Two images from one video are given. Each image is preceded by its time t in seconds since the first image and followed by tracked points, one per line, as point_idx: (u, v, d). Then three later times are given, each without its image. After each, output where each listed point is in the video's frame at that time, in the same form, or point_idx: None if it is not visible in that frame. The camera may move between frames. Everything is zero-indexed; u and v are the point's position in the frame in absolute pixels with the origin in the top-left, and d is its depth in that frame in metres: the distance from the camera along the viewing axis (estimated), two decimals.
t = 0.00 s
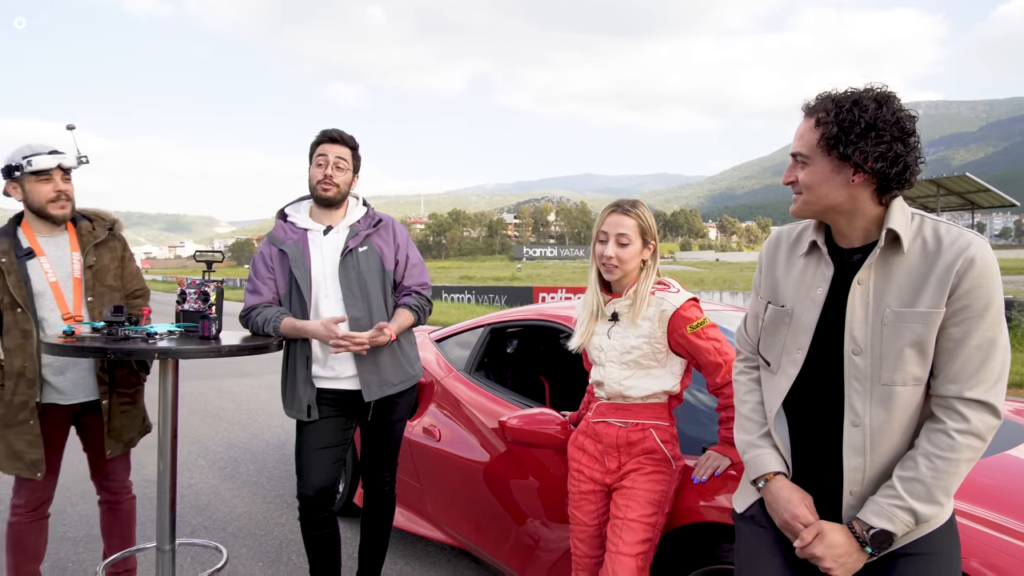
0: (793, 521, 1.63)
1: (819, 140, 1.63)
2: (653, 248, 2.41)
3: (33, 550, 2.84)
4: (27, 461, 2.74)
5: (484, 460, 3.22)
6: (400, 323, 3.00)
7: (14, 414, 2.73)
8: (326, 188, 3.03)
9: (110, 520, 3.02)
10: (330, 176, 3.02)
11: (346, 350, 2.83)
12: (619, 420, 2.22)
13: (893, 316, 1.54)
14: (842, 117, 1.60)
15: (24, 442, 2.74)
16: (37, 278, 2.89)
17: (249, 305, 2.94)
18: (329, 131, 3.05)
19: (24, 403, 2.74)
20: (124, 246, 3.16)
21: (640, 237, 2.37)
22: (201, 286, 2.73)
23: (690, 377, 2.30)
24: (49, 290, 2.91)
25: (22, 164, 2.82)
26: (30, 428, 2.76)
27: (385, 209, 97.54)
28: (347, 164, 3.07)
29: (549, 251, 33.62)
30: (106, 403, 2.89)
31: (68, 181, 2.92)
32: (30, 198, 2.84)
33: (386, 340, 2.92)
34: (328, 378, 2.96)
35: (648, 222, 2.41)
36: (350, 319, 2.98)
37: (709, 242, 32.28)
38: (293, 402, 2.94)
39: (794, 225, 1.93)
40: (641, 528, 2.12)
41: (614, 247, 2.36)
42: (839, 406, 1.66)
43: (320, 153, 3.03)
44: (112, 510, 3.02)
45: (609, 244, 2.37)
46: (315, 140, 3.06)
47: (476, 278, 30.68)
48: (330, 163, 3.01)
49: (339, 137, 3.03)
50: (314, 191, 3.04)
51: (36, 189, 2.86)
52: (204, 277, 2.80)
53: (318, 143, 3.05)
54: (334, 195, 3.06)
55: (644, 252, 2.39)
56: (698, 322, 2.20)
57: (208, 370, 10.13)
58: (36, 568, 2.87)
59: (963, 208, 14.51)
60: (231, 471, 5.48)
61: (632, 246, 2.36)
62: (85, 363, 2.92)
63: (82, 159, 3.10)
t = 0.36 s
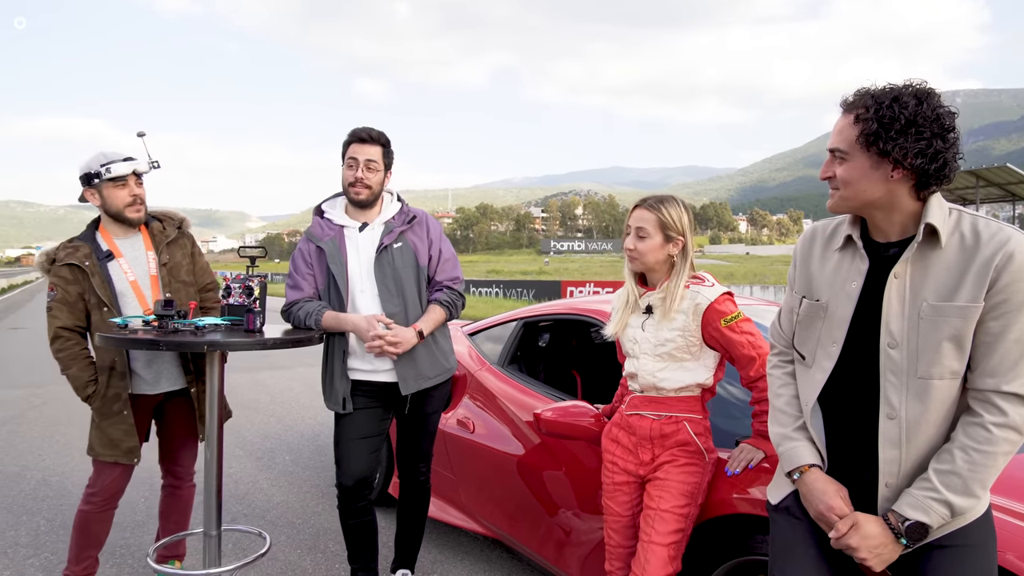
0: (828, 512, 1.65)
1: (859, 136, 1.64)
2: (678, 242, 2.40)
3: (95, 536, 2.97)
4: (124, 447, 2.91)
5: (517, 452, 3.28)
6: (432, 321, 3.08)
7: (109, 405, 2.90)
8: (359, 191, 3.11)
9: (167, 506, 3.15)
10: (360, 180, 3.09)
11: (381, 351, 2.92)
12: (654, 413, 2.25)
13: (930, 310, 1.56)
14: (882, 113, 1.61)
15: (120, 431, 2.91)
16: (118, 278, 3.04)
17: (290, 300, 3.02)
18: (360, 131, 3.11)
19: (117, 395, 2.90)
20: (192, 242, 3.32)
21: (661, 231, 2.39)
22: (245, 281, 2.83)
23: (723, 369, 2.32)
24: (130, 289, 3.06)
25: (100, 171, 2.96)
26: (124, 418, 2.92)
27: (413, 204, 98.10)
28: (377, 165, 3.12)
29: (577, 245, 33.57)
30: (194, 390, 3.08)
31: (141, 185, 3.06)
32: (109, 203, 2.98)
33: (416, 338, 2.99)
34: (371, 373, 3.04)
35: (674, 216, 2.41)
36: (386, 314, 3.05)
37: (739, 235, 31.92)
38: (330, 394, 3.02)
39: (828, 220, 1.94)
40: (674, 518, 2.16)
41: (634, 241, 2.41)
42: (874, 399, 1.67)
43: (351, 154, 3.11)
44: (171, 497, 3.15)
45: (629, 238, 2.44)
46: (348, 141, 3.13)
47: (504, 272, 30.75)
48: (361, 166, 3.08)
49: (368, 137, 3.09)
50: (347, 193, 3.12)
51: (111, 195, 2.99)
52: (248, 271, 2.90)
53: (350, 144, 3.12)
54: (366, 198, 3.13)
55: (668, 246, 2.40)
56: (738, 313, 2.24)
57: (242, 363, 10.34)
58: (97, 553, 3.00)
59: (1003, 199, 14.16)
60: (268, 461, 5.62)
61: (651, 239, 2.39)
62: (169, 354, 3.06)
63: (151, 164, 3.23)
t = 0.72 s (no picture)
0: (842, 502, 1.69)
1: (874, 135, 1.68)
2: (681, 238, 2.43)
3: (127, 521, 3.07)
4: (139, 436, 3.00)
5: (534, 444, 3.33)
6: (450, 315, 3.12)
7: (130, 393, 3.00)
8: (395, 189, 3.18)
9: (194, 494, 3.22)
10: (398, 177, 3.16)
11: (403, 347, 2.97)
12: (670, 405, 2.30)
13: (943, 304, 1.59)
14: (897, 113, 1.64)
15: (138, 420, 3.00)
16: (153, 272, 3.14)
17: (312, 296, 3.08)
18: (382, 130, 3.16)
19: (138, 384, 3.00)
20: (231, 240, 3.36)
21: (663, 226, 2.44)
22: (270, 276, 2.90)
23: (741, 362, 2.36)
24: (162, 283, 3.15)
25: (139, 169, 3.05)
26: (142, 408, 3.01)
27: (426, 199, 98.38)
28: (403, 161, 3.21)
29: (590, 240, 33.55)
30: (214, 386, 3.15)
31: (181, 181, 3.13)
32: (150, 200, 3.07)
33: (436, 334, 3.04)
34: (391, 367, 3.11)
35: (678, 212, 2.44)
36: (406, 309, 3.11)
37: (753, 230, 31.76)
38: (351, 387, 3.09)
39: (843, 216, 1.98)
40: (691, 508, 2.21)
41: (641, 236, 2.50)
42: (888, 392, 1.71)
43: (379, 156, 3.13)
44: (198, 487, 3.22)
45: (638, 233, 2.52)
46: (370, 139, 3.15)
47: (517, 267, 30.81)
48: (397, 165, 3.15)
49: (394, 135, 3.15)
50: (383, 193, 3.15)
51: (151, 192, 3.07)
52: (272, 267, 2.98)
53: (375, 142, 3.15)
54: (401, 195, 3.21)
55: (671, 241, 2.43)
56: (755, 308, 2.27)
57: (260, 357, 10.47)
58: (128, 539, 3.09)
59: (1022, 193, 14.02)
60: (288, 453, 5.72)
61: (654, 234, 2.45)
62: (192, 348, 3.14)
63: (191, 161, 3.28)
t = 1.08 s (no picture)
0: (862, 500, 1.71)
1: (886, 141, 1.70)
2: (699, 236, 2.44)
3: (146, 515, 3.11)
4: (133, 429, 3.02)
5: (551, 442, 3.36)
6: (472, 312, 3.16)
7: (129, 385, 3.03)
8: (416, 189, 3.22)
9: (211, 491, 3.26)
10: (419, 177, 3.20)
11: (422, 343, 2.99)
12: (688, 404, 2.32)
13: (962, 305, 1.61)
14: (908, 118, 1.66)
15: (134, 412, 3.03)
16: (164, 269, 3.18)
17: (333, 296, 3.12)
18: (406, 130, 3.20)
19: (137, 378, 3.03)
20: (247, 244, 3.34)
21: (681, 224, 2.47)
22: (292, 277, 2.97)
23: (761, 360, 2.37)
24: (172, 281, 3.19)
25: (163, 169, 3.08)
26: (139, 402, 3.03)
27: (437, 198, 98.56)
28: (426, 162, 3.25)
29: (601, 238, 33.53)
30: (208, 387, 3.11)
31: (203, 181, 3.16)
32: (172, 198, 3.12)
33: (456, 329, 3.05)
34: (408, 364, 3.14)
35: (696, 210, 2.46)
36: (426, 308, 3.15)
37: (765, 228, 31.63)
38: (369, 385, 3.13)
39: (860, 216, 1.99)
40: (710, 506, 2.23)
41: (659, 234, 2.53)
42: (906, 391, 1.73)
43: (402, 156, 3.17)
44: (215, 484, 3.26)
45: (657, 231, 2.55)
46: (393, 139, 3.18)
47: (528, 266, 30.83)
48: (419, 165, 3.19)
49: (417, 136, 3.20)
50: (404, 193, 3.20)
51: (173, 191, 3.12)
52: (294, 267, 3.05)
53: (397, 141, 3.18)
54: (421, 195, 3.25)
55: (689, 239, 2.46)
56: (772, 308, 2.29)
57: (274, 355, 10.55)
58: (149, 533, 3.14)
59: None
60: (304, 450, 5.78)
61: (672, 232, 2.48)
62: (195, 348, 3.14)
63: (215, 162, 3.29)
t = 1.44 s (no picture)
0: (889, 508, 1.71)
1: (914, 145, 1.69)
2: (723, 240, 2.45)
3: (170, 517, 3.15)
4: (157, 432, 3.04)
5: (573, 447, 3.37)
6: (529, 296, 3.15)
7: (152, 389, 3.06)
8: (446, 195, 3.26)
9: (231, 495, 3.27)
10: (450, 183, 3.24)
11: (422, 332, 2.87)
12: (713, 410, 2.32)
13: (991, 312, 1.60)
14: (936, 123, 1.66)
15: (157, 415, 3.05)
16: (184, 272, 3.22)
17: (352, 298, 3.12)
18: (439, 137, 3.24)
19: (160, 381, 3.06)
20: (264, 250, 3.41)
21: (705, 228, 2.47)
22: (317, 281, 2.99)
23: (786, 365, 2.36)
24: (192, 284, 3.23)
25: (184, 173, 3.13)
26: (162, 404, 3.06)
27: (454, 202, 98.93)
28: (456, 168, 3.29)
29: (619, 242, 33.47)
30: (230, 390, 3.15)
31: (222, 186, 3.20)
32: (191, 203, 3.15)
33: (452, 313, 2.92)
34: (434, 367, 3.16)
35: (720, 215, 2.47)
36: (454, 312, 3.19)
37: (785, 232, 31.39)
38: (394, 391, 3.13)
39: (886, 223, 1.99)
40: (736, 513, 2.23)
41: (683, 238, 2.54)
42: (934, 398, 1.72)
43: (434, 162, 3.21)
44: (237, 487, 3.28)
45: (682, 236, 2.56)
46: (426, 144, 3.23)
47: (545, 270, 30.82)
48: (451, 170, 3.23)
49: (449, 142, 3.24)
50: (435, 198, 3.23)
51: (190, 195, 3.15)
52: (318, 272, 3.07)
53: (431, 147, 3.23)
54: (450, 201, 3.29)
55: (713, 243, 2.47)
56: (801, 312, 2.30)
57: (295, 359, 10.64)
58: (174, 534, 3.19)
59: None
60: (326, 453, 5.83)
61: (696, 236, 2.49)
62: (215, 352, 3.19)
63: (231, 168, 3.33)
